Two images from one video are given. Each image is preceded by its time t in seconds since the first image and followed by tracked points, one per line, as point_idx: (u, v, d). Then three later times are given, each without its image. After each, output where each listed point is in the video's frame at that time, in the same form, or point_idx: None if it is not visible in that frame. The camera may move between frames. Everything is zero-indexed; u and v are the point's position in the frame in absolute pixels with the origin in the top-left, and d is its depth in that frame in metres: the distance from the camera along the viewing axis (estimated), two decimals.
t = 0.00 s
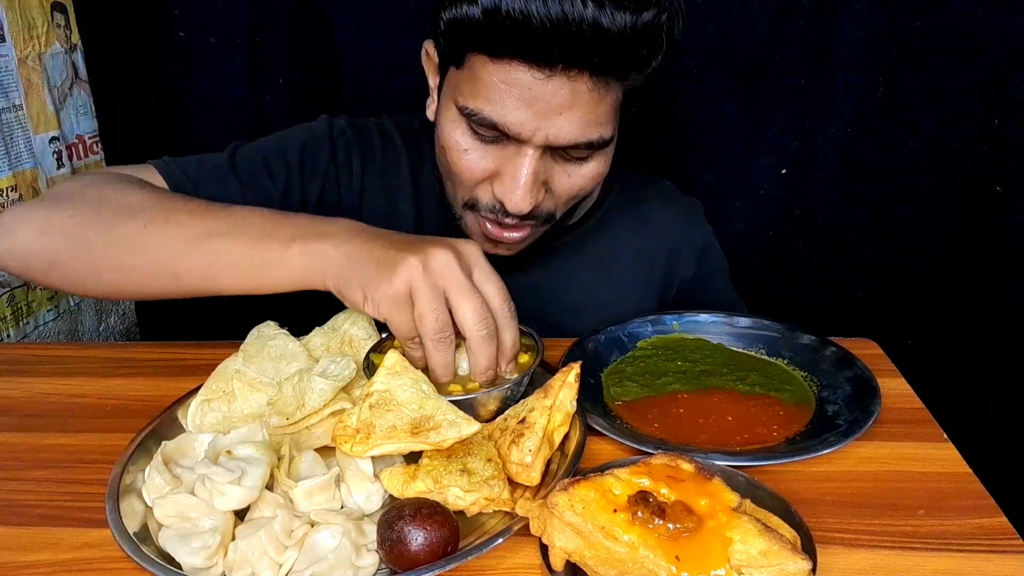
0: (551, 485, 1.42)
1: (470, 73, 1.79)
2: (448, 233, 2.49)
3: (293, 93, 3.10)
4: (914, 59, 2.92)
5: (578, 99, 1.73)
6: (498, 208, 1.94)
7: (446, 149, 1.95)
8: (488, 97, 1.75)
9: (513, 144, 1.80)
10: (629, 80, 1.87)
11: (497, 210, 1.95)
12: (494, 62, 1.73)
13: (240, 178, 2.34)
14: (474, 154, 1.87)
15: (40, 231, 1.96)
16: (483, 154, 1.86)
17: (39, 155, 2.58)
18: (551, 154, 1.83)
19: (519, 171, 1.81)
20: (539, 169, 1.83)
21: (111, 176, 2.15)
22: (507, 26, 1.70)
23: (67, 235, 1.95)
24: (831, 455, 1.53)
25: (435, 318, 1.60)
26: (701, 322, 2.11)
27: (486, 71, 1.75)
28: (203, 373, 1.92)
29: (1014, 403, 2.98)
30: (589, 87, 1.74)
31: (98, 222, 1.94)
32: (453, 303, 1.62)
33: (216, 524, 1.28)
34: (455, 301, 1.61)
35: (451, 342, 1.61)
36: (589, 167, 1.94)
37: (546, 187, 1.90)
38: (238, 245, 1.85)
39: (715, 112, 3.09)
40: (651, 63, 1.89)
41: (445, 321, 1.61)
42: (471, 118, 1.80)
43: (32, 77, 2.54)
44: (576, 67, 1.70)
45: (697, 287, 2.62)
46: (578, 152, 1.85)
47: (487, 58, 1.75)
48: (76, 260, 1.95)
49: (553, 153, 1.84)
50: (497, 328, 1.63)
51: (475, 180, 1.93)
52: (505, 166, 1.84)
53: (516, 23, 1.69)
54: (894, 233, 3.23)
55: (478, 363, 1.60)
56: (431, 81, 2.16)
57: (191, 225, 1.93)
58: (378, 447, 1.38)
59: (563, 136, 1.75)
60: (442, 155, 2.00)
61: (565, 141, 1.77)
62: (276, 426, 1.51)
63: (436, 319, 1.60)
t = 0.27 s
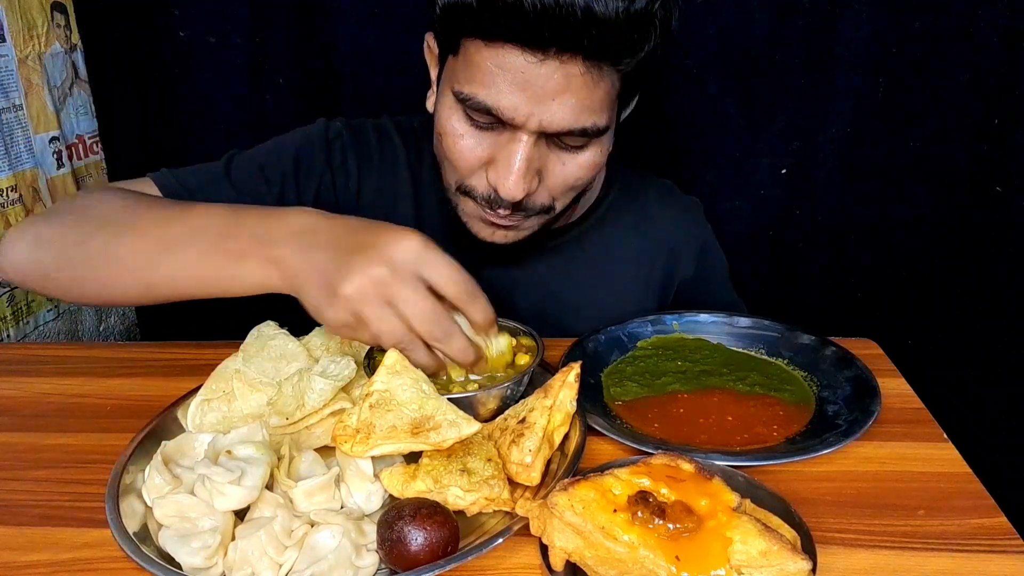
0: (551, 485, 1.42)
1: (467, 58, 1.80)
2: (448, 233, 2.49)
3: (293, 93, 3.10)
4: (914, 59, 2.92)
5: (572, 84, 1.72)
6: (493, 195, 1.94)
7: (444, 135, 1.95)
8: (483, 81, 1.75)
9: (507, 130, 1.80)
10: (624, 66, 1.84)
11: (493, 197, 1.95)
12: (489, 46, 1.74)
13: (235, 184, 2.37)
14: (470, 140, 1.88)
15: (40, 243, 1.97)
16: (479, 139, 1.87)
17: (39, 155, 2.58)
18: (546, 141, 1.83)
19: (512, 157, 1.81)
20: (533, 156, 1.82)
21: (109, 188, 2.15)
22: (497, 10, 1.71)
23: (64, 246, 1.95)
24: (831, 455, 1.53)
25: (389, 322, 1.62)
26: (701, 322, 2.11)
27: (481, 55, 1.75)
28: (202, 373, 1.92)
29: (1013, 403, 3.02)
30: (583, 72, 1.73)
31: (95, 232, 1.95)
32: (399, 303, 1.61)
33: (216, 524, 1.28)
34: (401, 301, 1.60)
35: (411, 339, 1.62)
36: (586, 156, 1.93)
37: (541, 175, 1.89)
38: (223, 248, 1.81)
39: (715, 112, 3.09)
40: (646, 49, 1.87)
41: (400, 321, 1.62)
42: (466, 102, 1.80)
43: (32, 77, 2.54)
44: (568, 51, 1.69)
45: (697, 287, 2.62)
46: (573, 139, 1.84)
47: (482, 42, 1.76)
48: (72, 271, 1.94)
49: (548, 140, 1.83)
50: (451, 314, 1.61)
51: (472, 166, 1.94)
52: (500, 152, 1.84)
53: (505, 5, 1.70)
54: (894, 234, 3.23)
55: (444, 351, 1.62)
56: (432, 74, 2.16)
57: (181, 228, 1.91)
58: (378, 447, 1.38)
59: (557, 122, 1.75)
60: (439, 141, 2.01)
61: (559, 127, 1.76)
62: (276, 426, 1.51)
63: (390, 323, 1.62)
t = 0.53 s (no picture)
0: (551, 485, 1.42)
1: (460, 41, 1.81)
2: (447, 232, 2.48)
3: (293, 93, 3.10)
4: (914, 59, 2.92)
5: (563, 66, 1.71)
6: (482, 183, 1.91)
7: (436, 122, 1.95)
8: (474, 62, 1.76)
9: (498, 113, 1.79)
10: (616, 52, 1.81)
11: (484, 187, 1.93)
12: (481, 27, 1.75)
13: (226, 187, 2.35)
14: (461, 125, 1.87)
15: (33, 252, 1.99)
16: (470, 125, 1.86)
17: (39, 155, 2.58)
18: (536, 126, 1.81)
19: (502, 141, 1.80)
20: (523, 140, 1.81)
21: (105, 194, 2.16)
22: None
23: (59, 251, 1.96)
24: (831, 456, 1.53)
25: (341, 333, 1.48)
26: (701, 322, 2.11)
27: (474, 37, 1.76)
28: (203, 373, 1.92)
29: (1014, 403, 2.99)
30: (574, 54, 1.72)
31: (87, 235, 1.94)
32: (340, 315, 1.45)
33: (216, 524, 1.28)
34: (340, 310, 1.44)
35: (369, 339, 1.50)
36: (579, 146, 1.91)
37: (531, 163, 1.87)
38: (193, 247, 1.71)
39: (715, 112, 3.09)
40: (637, 33, 1.85)
41: (349, 330, 1.48)
42: (458, 86, 1.80)
43: (32, 77, 2.54)
44: (557, 30, 1.69)
45: (696, 287, 2.62)
46: (565, 127, 1.82)
47: (474, 23, 1.76)
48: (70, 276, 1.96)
49: (539, 126, 1.82)
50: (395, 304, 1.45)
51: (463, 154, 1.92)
52: (490, 138, 1.83)
53: None
54: (894, 234, 3.23)
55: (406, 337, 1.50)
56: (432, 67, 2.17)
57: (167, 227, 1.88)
58: (378, 447, 1.38)
59: (547, 104, 1.73)
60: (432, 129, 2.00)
61: (549, 110, 1.75)
62: (276, 427, 1.51)
63: (341, 333, 1.48)
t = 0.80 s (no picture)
0: (551, 485, 1.42)
1: (447, 36, 1.81)
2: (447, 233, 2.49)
3: (293, 93, 3.10)
4: (914, 59, 2.92)
5: (547, 62, 1.71)
6: (465, 182, 1.90)
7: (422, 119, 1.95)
8: (458, 57, 1.75)
9: (481, 109, 1.79)
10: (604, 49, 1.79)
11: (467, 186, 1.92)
12: (467, 21, 1.74)
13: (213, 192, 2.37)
14: (446, 121, 1.87)
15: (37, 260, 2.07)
16: (455, 120, 1.86)
17: (39, 155, 2.58)
18: (521, 125, 1.80)
19: (484, 137, 1.79)
20: (506, 138, 1.80)
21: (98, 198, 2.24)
22: None
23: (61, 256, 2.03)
24: (832, 456, 1.53)
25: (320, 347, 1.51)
26: (701, 322, 2.11)
27: (460, 31, 1.76)
28: (203, 373, 1.92)
29: (1013, 403, 3.02)
30: (559, 51, 1.71)
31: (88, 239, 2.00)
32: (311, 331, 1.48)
33: (216, 524, 1.28)
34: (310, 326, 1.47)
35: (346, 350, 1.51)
36: (564, 148, 1.90)
37: (515, 163, 1.86)
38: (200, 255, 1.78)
39: (715, 112, 3.09)
40: (625, 29, 1.82)
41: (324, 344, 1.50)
42: (442, 80, 1.80)
43: (32, 77, 2.54)
44: (540, 23, 1.68)
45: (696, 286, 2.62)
46: (549, 126, 1.82)
47: (460, 17, 1.76)
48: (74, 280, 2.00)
49: (523, 125, 1.81)
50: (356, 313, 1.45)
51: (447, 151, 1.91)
52: (473, 134, 1.82)
53: None
54: (894, 234, 3.23)
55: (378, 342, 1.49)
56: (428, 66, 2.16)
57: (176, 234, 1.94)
58: (378, 447, 1.38)
59: (529, 101, 1.73)
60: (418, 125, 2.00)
61: (532, 107, 1.74)
62: (276, 427, 1.51)
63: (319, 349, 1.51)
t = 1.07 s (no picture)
0: (551, 485, 1.42)
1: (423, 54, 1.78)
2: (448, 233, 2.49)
3: (293, 93, 3.10)
4: (914, 59, 2.91)
5: (523, 78, 1.67)
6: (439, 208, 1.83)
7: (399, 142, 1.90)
8: (434, 75, 1.72)
9: (457, 130, 1.74)
10: (580, 70, 1.74)
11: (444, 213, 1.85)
12: (443, 37, 1.72)
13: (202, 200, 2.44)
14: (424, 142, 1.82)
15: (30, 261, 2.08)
16: (433, 142, 1.81)
17: (39, 155, 2.58)
18: (498, 147, 1.74)
19: (459, 159, 1.73)
20: (482, 159, 1.74)
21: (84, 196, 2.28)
22: None
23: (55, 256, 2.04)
24: (832, 455, 1.53)
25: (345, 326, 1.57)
26: (701, 323, 2.11)
27: (435, 48, 1.73)
28: (203, 373, 1.92)
29: (1014, 403, 3.00)
30: (535, 67, 1.67)
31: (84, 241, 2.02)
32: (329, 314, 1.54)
33: (216, 524, 1.28)
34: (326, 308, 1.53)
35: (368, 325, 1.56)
36: (545, 170, 1.83)
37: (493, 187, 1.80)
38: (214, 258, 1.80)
39: (715, 112, 3.09)
40: (602, 46, 1.76)
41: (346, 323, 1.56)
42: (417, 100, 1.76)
43: (32, 77, 2.54)
44: (518, 40, 1.65)
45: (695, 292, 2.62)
46: (528, 148, 1.75)
47: (434, 32, 1.74)
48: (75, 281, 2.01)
49: (501, 147, 1.75)
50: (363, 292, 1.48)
51: (425, 176, 1.86)
52: (448, 156, 1.77)
53: None
54: (894, 234, 3.23)
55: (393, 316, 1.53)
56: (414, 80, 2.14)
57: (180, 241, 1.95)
58: (378, 447, 1.38)
59: (505, 119, 1.67)
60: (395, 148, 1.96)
61: (507, 126, 1.68)
62: (276, 426, 1.51)
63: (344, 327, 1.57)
